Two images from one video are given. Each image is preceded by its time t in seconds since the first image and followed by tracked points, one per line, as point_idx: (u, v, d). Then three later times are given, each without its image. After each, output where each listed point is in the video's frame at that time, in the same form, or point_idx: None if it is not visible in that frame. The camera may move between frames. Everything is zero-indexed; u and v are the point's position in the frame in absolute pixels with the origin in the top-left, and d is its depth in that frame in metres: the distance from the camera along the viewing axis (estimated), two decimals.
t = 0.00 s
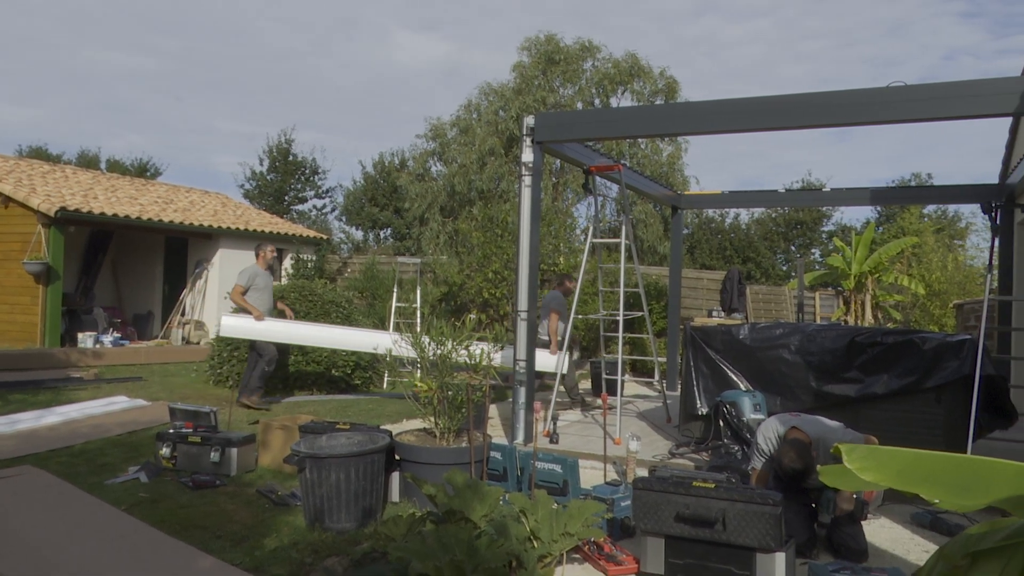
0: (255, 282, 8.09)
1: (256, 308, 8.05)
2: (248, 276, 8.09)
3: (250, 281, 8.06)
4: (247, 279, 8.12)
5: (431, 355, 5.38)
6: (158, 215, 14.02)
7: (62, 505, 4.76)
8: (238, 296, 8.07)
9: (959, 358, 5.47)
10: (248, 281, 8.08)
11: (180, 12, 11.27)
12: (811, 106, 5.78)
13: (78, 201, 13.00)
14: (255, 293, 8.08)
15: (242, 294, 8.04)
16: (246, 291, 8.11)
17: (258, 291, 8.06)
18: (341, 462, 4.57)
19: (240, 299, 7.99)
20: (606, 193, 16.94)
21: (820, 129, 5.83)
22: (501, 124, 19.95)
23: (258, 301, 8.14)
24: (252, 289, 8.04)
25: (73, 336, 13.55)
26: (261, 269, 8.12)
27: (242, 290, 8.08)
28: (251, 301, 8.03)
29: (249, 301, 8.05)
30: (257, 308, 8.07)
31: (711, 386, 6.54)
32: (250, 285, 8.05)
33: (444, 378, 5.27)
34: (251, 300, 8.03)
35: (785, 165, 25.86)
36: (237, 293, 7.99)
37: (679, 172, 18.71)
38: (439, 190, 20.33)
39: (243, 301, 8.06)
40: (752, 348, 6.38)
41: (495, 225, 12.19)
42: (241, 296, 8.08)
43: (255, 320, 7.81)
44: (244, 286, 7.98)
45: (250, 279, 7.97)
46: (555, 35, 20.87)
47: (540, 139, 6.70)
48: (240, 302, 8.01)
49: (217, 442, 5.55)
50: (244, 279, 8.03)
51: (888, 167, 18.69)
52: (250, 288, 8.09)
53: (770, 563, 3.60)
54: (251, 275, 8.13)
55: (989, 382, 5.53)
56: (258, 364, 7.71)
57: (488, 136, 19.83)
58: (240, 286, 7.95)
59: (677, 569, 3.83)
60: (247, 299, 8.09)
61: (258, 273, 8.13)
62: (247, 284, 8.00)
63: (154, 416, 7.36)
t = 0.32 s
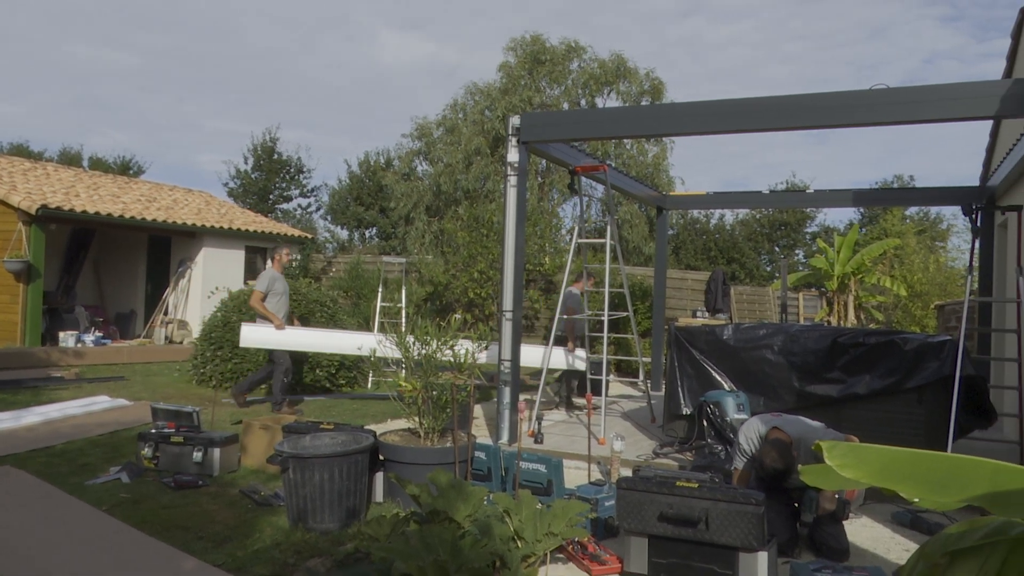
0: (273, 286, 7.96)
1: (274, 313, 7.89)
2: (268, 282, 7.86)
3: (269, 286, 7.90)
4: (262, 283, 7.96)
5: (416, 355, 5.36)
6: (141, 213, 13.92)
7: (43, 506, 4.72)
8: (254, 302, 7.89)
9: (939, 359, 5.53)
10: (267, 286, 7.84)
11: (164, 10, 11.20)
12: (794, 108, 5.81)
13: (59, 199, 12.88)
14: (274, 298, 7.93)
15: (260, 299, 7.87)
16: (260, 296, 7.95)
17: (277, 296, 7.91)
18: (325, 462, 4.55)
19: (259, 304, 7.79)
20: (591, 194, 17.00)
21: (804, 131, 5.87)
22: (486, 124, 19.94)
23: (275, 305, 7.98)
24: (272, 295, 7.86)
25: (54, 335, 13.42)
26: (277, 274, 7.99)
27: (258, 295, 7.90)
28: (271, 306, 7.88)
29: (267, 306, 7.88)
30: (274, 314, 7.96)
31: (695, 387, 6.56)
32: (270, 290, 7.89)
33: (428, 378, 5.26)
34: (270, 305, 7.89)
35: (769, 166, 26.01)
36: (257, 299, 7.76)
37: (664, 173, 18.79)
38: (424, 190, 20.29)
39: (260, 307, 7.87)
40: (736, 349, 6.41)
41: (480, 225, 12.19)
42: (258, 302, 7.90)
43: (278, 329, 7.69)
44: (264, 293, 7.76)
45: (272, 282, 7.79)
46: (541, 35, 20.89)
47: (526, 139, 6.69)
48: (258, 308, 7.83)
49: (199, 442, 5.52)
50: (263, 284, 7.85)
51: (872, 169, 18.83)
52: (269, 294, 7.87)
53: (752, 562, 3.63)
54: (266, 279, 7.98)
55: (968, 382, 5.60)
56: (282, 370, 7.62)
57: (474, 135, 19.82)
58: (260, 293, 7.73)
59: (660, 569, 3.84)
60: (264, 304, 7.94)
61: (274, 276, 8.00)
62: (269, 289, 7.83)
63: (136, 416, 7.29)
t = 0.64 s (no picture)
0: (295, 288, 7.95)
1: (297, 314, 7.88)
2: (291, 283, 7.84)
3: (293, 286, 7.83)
4: (282, 284, 7.92)
5: (403, 356, 5.36)
6: (127, 213, 13.84)
7: (27, 508, 4.68)
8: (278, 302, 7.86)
9: (924, 361, 5.57)
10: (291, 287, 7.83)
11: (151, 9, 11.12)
12: (781, 111, 5.85)
13: (43, 198, 12.77)
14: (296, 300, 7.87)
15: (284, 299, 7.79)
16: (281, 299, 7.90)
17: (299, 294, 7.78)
18: (312, 464, 4.53)
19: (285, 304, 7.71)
20: (579, 195, 17.03)
21: (790, 134, 5.91)
22: (475, 125, 19.93)
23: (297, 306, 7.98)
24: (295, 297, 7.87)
25: (38, 336, 13.31)
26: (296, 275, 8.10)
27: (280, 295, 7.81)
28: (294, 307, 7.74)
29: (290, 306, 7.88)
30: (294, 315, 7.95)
31: (682, 388, 6.58)
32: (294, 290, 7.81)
33: (416, 379, 5.25)
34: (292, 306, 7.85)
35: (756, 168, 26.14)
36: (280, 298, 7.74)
37: (651, 175, 18.85)
38: (412, 191, 20.26)
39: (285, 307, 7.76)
40: (722, 351, 6.44)
41: (468, 226, 12.18)
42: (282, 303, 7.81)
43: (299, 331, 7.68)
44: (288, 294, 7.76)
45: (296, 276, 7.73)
46: (529, 37, 20.90)
47: (514, 140, 6.69)
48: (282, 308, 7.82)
49: (185, 443, 5.48)
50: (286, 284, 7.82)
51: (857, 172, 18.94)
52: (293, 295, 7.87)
53: (739, 563, 3.64)
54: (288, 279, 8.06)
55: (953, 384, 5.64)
56: (282, 371, 7.58)
57: (462, 136, 19.79)
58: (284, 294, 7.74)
59: (647, 570, 3.85)
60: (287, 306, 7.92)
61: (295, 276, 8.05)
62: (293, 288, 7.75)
63: (121, 417, 7.24)
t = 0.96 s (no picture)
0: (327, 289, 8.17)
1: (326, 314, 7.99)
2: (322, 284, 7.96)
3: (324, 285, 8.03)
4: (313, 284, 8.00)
5: (394, 355, 5.35)
6: (117, 212, 13.78)
7: (14, 509, 4.65)
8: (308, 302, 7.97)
9: (913, 360, 5.61)
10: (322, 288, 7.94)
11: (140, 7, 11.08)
12: (772, 111, 5.86)
13: (32, 197, 12.69)
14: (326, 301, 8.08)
15: (314, 300, 7.89)
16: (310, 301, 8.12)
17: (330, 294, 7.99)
18: (302, 463, 4.52)
19: (314, 304, 7.80)
20: (570, 195, 17.06)
21: (781, 134, 5.92)
22: (466, 124, 19.92)
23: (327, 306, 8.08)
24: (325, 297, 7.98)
25: (26, 335, 13.23)
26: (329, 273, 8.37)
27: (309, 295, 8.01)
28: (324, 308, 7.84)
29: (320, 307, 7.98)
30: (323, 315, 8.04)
31: (673, 387, 6.60)
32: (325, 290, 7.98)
33: (406, 378, 5.24)
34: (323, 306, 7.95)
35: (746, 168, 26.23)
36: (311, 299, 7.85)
37: (643, 175, 18.91)
38: (404, 190, 20.22)
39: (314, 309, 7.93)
40: (713, 350, 6.46)
41: (460, 225, 12.17)
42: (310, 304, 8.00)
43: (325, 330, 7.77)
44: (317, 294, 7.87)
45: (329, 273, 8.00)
46: (521, 36, 20.91)
47: (505, 140, 6.69)
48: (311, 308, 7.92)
49: (175, 443, 5.45)
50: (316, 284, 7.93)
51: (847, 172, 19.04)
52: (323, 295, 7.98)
53: (728, 562, 3.65)
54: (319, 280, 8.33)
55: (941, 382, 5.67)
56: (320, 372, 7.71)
57: (453, 136, 19.79)
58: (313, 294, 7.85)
59: (637, 569, 3.86)
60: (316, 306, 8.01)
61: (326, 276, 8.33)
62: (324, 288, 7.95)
63: (110, 416, 7.21)
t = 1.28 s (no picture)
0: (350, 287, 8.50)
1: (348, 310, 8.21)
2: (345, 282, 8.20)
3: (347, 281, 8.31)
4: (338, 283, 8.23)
5: (387, 353, 5.33)
6: (108, 210, 13.72)
7: (5, 508, 4.63)
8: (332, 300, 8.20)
9: (904, 356, 5.63)
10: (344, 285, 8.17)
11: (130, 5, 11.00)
12: (764, 108, 5.86)
13: (22, 195, 12.62)
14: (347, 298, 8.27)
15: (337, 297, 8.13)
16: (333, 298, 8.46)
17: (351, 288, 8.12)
18: (294, 461, 4.51)
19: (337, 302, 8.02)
20: (563, 192, 17.05)
21: (773, 131, 5.92)
22: (459, 122, 19.89)
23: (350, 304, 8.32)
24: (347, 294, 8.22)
25: (18, 334, 13.18)
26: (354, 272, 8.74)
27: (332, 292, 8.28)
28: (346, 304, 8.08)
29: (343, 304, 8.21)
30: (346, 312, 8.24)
31: (666, 384, 6.60)
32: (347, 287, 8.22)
33: (399, 376, 5.23)
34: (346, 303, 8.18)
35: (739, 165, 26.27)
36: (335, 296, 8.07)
37: (636, 172, 18.92)
38: (397, 187, 20.17)
39: (338, 304, 8.00)
40: (705, 347, 6.46)
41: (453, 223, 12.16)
42: (333, 301, 8.12)
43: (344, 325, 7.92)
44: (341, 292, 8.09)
45: (354, 270, 8.30)
46: (514, 34, 20.86)
47: (498, 137, 6.67)
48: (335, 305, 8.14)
49: (167, 441, 5.43)
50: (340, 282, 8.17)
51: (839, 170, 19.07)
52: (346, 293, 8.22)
53: (720, 559, 3.66)
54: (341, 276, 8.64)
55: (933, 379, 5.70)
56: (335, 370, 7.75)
57: (446, 133, 19.77)
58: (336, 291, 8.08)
59: (630, 566, 3.87)
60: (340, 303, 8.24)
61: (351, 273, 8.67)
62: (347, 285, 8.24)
63: (102, 415, 7.18)
